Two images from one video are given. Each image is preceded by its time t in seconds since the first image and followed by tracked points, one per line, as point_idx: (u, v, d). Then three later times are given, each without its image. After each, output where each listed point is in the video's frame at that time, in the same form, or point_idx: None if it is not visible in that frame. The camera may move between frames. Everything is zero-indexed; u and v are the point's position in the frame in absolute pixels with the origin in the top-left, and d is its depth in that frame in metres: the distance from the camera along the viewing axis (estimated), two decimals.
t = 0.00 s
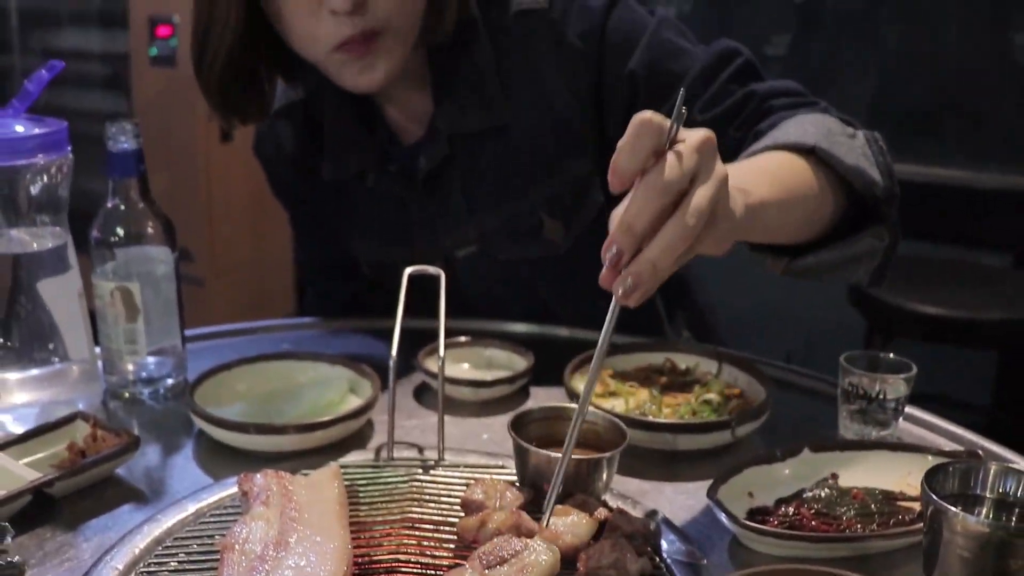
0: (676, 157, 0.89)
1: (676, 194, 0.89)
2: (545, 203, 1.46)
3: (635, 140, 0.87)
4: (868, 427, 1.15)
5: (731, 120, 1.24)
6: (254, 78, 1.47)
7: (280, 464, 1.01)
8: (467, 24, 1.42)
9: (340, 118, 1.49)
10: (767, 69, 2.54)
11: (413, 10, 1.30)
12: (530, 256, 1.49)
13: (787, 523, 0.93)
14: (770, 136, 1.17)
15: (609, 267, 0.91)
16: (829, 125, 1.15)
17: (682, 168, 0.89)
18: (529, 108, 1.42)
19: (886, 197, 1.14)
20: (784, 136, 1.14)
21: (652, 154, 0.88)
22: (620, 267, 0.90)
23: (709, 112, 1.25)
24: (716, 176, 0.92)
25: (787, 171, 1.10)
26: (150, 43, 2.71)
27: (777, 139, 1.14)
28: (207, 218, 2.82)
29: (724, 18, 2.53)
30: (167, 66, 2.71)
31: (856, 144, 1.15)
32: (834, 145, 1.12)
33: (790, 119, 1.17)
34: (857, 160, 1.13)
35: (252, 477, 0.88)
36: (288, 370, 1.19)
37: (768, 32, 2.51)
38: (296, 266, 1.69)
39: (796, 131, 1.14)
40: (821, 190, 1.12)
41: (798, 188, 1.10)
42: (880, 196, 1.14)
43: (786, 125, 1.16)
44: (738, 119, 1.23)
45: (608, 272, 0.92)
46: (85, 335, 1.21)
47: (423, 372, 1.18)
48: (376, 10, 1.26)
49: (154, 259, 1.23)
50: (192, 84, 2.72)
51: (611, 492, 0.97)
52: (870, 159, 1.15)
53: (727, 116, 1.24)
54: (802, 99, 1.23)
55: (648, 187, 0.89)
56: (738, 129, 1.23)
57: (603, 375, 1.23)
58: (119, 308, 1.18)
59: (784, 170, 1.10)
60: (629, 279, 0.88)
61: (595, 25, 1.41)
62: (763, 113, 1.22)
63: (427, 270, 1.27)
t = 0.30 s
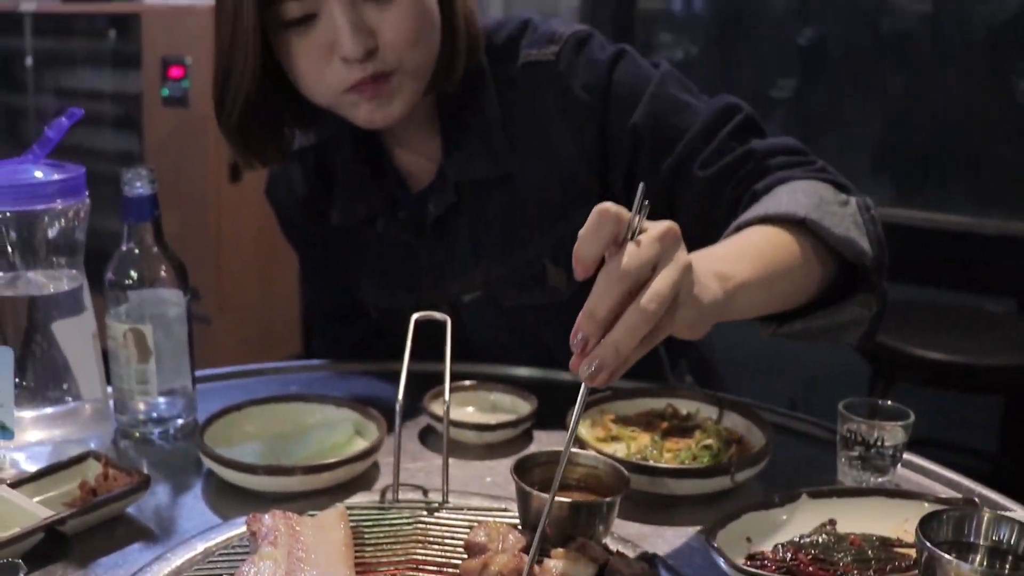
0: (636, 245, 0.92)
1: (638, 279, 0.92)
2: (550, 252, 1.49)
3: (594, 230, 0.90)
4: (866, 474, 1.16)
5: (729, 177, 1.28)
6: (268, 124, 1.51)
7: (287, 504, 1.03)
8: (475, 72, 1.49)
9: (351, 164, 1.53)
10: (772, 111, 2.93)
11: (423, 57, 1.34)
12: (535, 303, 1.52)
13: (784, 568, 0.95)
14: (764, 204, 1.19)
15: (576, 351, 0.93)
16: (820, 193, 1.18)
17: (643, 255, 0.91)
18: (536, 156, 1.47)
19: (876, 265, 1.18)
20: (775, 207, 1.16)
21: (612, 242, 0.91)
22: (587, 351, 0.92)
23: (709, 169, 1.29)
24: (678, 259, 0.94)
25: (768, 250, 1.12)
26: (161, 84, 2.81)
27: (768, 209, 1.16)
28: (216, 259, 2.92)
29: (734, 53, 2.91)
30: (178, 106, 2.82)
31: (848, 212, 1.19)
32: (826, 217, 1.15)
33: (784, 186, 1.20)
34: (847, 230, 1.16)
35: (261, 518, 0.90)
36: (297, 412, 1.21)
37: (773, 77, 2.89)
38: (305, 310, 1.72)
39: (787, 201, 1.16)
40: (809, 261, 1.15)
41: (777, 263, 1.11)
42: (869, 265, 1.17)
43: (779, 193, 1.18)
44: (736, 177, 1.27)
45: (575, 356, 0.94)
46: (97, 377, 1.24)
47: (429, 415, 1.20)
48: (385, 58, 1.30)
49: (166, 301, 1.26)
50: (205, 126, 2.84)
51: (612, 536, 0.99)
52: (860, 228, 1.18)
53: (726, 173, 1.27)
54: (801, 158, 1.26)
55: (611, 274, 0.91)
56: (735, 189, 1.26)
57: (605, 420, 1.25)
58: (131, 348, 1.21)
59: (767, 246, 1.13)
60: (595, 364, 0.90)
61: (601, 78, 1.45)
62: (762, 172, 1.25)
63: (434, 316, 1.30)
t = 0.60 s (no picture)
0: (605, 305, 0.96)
1: (612, 339, 0.95)
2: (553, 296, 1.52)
3: (563, 293, 0.95)
4: (866, 517, 1.17)
5: (729, 227, 1.30)
6: (275, 167, 1.55)
7: (292, 544, 1.05)
8: (481, 118, 1.52)
9: (359, 206, 1.57)
10: (779, 148, 3.00)
11: (428, 105, 1.37)
12: (539, 345, 1.54)
13: None
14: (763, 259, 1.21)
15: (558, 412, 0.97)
16: (818, 249, 1.19)
17: (614, 316, 0.95)
18: (541, 201, 1.49)
19: (872, 318, 1.20)
20: (773, 265, 1.17)
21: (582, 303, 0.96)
22: (568, 412, 0.95)
23: (710, 219, 1.32)
24: (652, 317, 0.97)
25: (762, 313, 1.14)
26: (172, 122, 2.91)
27: (767, 267, 1.18)
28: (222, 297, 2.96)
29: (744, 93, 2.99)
30: (188, 144, 2.91)
31: (845, 267, 1.19)
32: (824, 275, 1.17)
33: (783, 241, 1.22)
34: (844, 286, 1.18)
35: (266, 558, 0.92)
36: (303, 452, 1.23)
37: (780, 117, 2.97)
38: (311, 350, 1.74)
39: (785, 259, 1.17)
40: (806, 317, 1.17)
41: (768, 323, 1.14)
42: (867, 320, 1.19)
43: (777, 250, 1.19)
44: (736, 225, 1.29)
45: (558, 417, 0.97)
46: (107, 416, 1.25)
47: (433, 456, 1.21)
48: (393, 103, 1.33)
49: (177, 341, 1.29)
50: (212, 166, 2.90)
51: None
52: (857, 284, 1.19)
53: (726, 224, 1.30)
54: (801, 208, 1.27)
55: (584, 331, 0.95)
56: (737, 237, 1.29)
57: (607, 461, 1.26)
58: (141, 389, 1.23)
59: (761, 309, 1.15)
60: (574, 425, 0.93)
61: (604, 125, 1.48)
62: (762, 221, 1.26)
63: (439, 358, 1.32)
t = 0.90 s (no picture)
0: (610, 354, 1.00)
1: (613, 382, 0.98)
2: (553, 336, 1.53)
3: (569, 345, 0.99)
4: (863, 557, 1.18)
5: (726, 270, 1.32)
6: (280, 210, 1.58)
7: None
8: (482, 160, 1.55)
9: (362, 247, 1.60)
10: (782, 185, 3.07)
11: (426, 147, 1.40)
12: (539, 385, 1.56)
13: None
14: (761, 309, 1.23)
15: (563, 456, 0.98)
16: (815, 298, 1.21)
17: (614, 361, 0.98)
18: (543, 242, 1.52)
19: (869, 365, 1.21)
20: (771, 316, 1.19)
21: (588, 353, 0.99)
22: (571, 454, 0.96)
23: (708, 262, 1.34)
24: (654, 367, 1.00)
25: (761, 368, 1.16)
26: (178, 160, 2.97)
27: (765, 318, 1.19)
28: (224, 331, 2.98)
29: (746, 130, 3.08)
30: (193, 181, 2.96)
31: (843, 314, 1.21)
32: (822, 325, 1.18)
33: (780, 286, 1.24)
34: (841, 334, 1.19)
35: None
36: (305, 491, 1.24)
37: (783, 154, 3.04)
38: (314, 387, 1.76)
39: (784, 308, 1.19)
40: (807, 368, 1.18)
41: (767, 379, 1.15)
42: (864, 368, 1.20)
43: (776, 299, 1.21)
44: (734, 269, 1.31)
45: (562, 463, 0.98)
46: (111, 454, 1.26)
47: (434, 494, 1.23)
48: (395, 145, 1.35)
49: (180, 380, 1.31)
50: (216, 204, 2.94)
51: None
52: (854, 331, 1.21)
53: (724, 268, 1.32)
54: (798, 251, 1.30)
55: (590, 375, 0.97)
56: (735, 280, 1.30)
57: (607, 500, 1.27)
58: (144, 428, 1.25)
59: (763, 364, 1.16)
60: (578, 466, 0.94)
61: (604, 167, 1.50)
62: (760, 264, 1.29)
63: (439, 398, 1.34)
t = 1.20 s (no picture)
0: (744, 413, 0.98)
1: (738, 448, 0.97)
2: (551, 377, 1.55)
3: (725, 399, 0.94)
4: None
5: (725, 315, 1.30)
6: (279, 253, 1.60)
7: None
8: (479, 203, 1.58)
9: (363, 288, 1.62)
10: (784, 222, 3.13)
11: (423, 192, 1.38)
12: (537, 425, 1.57)
13: None
14: (764, 354, 1.19)
15: (662, 499, 0.94)
16: (819, 343, 1.18)
17: (751, 433, 0.97)
18: (541, 287, 1.54)
19: (872, 410, 1.18)
20: (777, 361, 1.15)
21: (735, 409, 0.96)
22: (673, 501, 0.94)
23: (706, 306, 1.33)
24: (764, 437, 1.03)
25: (775, 410, 1.09)
26: (182, 198, 3.01)
27: (772, 363, 1.15)
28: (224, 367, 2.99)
29: (747, 167, 3.15)
30: (195, 218, 3.00)
31: (845, 359, 1.19)
32: (828, 370, 1.14)
33: (782, 330, 1.22)
34: (846, 379, 1.16)
35: None
36: (303, 532, 1.25)
37: (785, 192, 3.11)
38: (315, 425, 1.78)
39: (790, 353, 1.16)
40: (816, 412, 1.14)
41: (785, 422, 1.09)
42: (868, 412, 1.17)
43: (782, 345, 1.17)
44: (732, 313, 1.30)
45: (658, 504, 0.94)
46: (112, 494, 1.26)
47: (433, 535, 1.23)
48: (390, 188, 1.35)
49: (182, 420, 1.33)
50: (217, 241, 2.97)
51: None
52: (857, 376, 1.18)
53: (722, 312, 1.30)
54: (795, 294, 1.29)
55: (724, 434, 0.95)
56: (733, 325, 1.29)
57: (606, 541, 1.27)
58: (146, 468, 1.26)
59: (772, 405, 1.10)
60: (671, 516, 0.94)
61: (603, 210, 1.51)
62: (757, 309, 1.27)
63: (438, 440, 1.34)
